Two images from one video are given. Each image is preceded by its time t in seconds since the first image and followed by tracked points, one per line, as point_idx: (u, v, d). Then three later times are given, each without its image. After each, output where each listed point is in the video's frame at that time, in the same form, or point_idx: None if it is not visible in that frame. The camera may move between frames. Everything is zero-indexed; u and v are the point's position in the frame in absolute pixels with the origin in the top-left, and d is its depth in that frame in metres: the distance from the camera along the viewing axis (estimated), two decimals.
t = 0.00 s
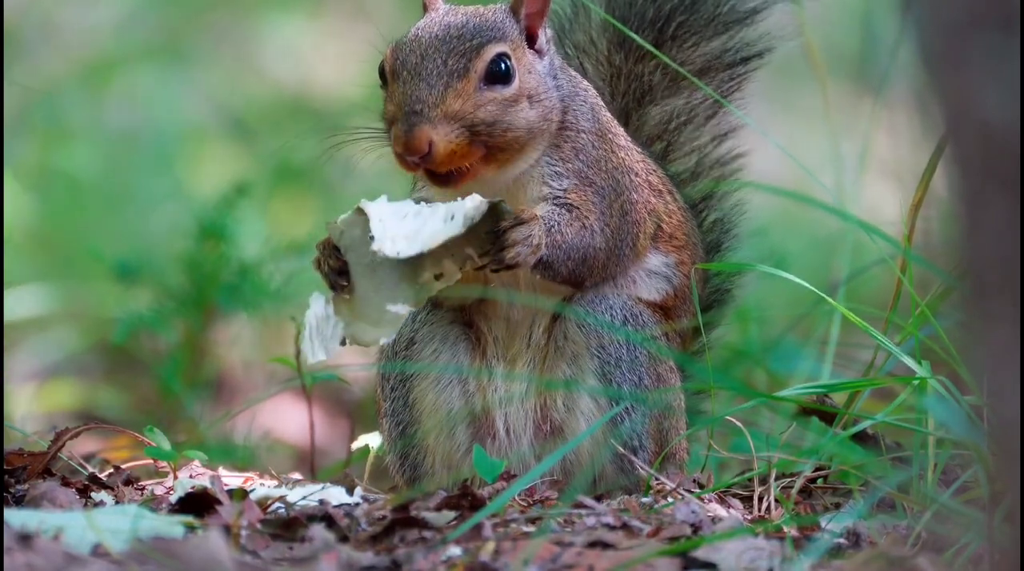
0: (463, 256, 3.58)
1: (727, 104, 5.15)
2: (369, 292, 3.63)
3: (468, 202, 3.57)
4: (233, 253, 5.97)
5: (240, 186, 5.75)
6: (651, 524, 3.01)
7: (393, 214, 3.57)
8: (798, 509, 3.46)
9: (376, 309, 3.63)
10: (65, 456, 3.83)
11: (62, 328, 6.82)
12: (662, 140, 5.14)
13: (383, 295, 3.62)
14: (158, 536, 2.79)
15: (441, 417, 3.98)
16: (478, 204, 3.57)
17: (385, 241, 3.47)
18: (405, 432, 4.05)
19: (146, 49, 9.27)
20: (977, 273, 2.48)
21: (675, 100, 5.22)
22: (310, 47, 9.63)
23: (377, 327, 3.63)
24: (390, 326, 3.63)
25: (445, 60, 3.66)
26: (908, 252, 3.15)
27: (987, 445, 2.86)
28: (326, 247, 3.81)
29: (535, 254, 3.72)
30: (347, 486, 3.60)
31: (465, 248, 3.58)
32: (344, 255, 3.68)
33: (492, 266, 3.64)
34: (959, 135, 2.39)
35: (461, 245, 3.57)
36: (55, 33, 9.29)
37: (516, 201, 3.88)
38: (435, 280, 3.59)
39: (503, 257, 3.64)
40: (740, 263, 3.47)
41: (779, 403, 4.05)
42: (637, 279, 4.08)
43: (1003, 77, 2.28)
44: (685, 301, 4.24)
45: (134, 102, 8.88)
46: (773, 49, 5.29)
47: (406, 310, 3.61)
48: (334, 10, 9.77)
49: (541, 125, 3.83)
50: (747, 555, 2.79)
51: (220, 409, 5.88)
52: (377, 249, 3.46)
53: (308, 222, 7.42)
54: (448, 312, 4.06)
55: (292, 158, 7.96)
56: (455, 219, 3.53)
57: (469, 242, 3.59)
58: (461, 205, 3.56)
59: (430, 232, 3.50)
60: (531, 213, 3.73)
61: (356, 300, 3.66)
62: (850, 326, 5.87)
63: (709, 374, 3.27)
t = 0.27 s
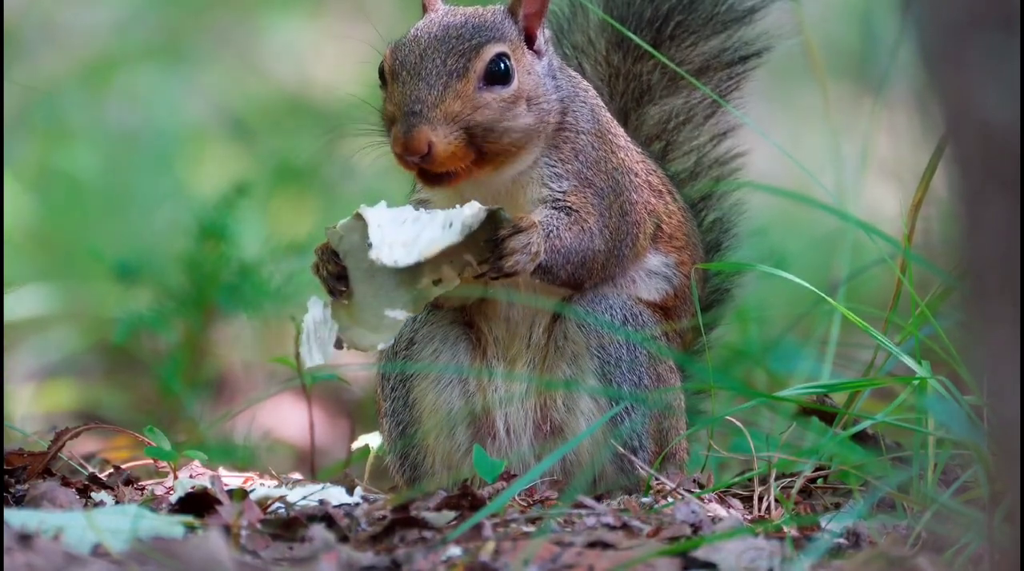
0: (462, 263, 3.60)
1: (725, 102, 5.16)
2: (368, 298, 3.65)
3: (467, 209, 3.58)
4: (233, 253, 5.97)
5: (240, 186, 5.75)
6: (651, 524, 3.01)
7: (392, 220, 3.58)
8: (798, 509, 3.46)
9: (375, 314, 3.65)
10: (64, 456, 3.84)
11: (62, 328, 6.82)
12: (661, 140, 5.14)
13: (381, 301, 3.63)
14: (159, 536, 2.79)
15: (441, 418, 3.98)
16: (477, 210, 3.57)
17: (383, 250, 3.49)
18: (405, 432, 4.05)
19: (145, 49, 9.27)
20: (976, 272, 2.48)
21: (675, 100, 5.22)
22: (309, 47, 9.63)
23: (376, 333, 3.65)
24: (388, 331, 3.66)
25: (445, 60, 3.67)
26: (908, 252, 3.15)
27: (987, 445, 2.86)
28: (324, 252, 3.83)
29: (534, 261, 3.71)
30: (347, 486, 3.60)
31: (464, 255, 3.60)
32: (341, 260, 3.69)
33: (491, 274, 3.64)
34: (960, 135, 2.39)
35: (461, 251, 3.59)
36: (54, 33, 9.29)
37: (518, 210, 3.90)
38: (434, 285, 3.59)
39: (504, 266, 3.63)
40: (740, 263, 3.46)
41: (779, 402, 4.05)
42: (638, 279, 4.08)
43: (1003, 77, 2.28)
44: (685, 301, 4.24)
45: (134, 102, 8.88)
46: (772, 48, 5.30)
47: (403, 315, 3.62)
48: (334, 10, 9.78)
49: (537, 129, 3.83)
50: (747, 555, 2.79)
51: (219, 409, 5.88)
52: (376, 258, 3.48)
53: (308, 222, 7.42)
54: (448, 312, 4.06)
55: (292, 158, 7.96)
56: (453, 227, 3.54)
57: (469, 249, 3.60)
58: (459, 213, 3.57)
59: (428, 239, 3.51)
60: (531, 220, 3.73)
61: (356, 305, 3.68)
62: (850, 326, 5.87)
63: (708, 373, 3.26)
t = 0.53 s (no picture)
0: (462, 266, 3.62)
1: (724, 102, 5.16)
2: (368, 300, 3.68)
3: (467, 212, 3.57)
4: (233, 253, 5.97)
5: (240, 186, 5.75)
6: (651, 524, 3.01)
7: (393, 224, 3.58)
8: (798, 509, 3.45)
9: (374, 316, 3.67)
10: (65, 456, 3.84)
11: (62, 328, 6.82)
12: (661, 140, 5.14)
13: (381, 303, 3.66)
14: (159, 535, 2.79)
15: (440, 418, 3.98)
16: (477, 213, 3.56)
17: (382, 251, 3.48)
18: (405, 432, 4.06)
19: (146, 49, 9.28)
20: (976, 272, 2.48)
21: (674, 99, 5.23)
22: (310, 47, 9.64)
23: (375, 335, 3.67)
24: (387, 334, 3.67)
25: (445, 62, 3.66)
26: (908, 251, 3.16)
27: (988, 445, 2.86)
28: (324, 254, 3.83)
29: (535, 265, 3.66)
30: (347, 486, 3.60)
31: (464, 258, 3.62)
32: (342, 263, 3.72)
33: (491, 276, 3.60)
34: (960, 135, 2.39)
35: (461, 253, 3.61)
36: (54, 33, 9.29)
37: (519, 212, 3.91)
38: (434, 287, 3.63)
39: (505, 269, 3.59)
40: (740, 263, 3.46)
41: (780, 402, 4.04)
42: (638, 280, 4.08)
43: (1003, 77, 2.28)
44: (685, 302, 4.24)
45: (134, 102, 8.89)
46: (770, 46, 5.31)
47: (403, 317, 3.65)
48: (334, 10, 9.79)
49: (542, 127, 3.84)
50: (747, 555, 2.79)
51: (219, 410, 5.88)
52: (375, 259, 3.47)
53: (308, 222, 7.42)
54: (448, 312, 4.05)
55: (292, 158, 7.96)
56: (453, 229, 3.53)
57: (469, 251, 3.61)
58: (459, 216, 3.56)
59: (428, 242, 3.50)
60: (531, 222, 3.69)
61: (355, 307, 3.71)
62: (850, 326, 5.87)
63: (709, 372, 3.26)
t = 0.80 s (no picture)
0: (462, 262, 3.62)
1: (726, 103, 5.16)
2: (368, 297, 3.68)
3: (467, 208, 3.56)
4: (233, 253, 5.97)
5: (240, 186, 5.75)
6: (651, 524, 3.01)
7: (392, 220, 3.57)
8: (798, 509, 3.45)
9: (374, 313, 3.67)
10: (65, 456, 3.84)
11: (62, 328, 6.82)
12: (662, 140, 5.15)
13: (381, 300, 3.66)
14: (159, 535, 2.79)
15: (440, 417, 3.98)
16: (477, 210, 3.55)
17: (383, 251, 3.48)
18: (405, 431, 4.06)
19: (146, 49, 9.28)
20: (976, 272, 2.48)
21: (676, 100, 5.22)
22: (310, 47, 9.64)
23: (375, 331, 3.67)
24: (387, 330, 3.68)
25: (445, 60, 3.66)
26: (908, 251, 3.16)
27: (988, 445, 2.85)
28: (324, 250, 3.81)
29: (535, 260, 3.67)
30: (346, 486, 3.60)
31: (464, 255, 3.62)
32: (342, 259, 3.71)
33: (492, 273, 3.60)
34: (960, 135, 2.39)
35: (461, 249, 3.61)
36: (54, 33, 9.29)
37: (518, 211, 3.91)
38: (434, 284, 3.64)
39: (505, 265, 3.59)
40: (740, 262, 3.46)
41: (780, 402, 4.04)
42: (638, 279, 4.08)
43: (1004, 77, 2.29)
44: (685, 301, 4.24)
45: (134, 102, 8.89)
46: (772, 48, 5.30)
47: (403, 313, 3.65)
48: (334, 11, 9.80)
49: (539, 129, 3.83)
50: (747, 555, 2.79)
51: (219, 410, 5.88)
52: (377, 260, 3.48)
53: (308, 222, 7.43)
54: (448, 311, 4.06)
55: (292, 158, 7.96)
56: (453, 226, 3.52)
57: (469, 248, 3.62)
58: (460, 213, 3.54)
59: (429, 240, 3.50)
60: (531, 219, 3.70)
61: (355, 304, 3.71)
62: (850, 326, 5.87)
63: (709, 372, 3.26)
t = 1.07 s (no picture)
0: (460, 267, 3.62)
1: (725, 103, 5.14)
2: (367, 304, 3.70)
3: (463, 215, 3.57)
4: (233, 253, 5.98)
5: (240, 186, 5.75)
6: (651, 524, 3.01)
7: (388, 230, 3.56)
8: (798, 509, 3.45)
9: (374, 320, 3.70)
10: (65, 457, 3.84)
11: (62, 328, 6.82)
12: (661, 140, 5.15)
13: (381, 307, 3.68)
14: (159, 535, 2.79)
15: (440, 418, 3.98)
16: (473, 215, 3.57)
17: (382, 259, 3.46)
18: (405, 432, 4.05)
19: (146, 49, 9.29)
20: (976, 271, 2.48)
21: (676, 100, 5.21)
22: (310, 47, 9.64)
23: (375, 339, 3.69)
24: (388, 337, 3.70)
25: (458, 48, 3.62)
26: (908, 251, 3.16)
27: (987, 445, 2.85)
28: (322, 259, 3.82)
29: (533, 263, 3.69)
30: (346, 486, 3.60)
31: (463, 259, 3.61)
32: (340, 268, 3.72)
33: (489, 277, 3.61)
34: (960, 135, 2.40)
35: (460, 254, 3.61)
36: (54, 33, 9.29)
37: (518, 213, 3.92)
38: (433, 290, 3.64)
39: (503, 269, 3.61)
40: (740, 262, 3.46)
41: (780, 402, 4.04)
42: (637, 279, 4.08)
43: (1003, 77, 2.29)
44: (685, 300, 4.24)
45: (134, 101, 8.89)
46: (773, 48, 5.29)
47: (404, 320, 3.67)
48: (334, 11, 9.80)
49: (544, 124, 3.80)
50: (747, 555, 2.79)
51: (219, 410, 5.88)
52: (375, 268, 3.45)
53: (308, 222, 7.42)
54: (448, 312, 4.05)
55: (292, 158, 7.96)
56: (450, 234, 3.53)
57: (468, 252, 3.61)
58: (456, 220, 3.55)
59: (427, 247, 3.50)
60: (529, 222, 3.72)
61: (355, 312, 3.73)
62: (850, 326, 5.87)
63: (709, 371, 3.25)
